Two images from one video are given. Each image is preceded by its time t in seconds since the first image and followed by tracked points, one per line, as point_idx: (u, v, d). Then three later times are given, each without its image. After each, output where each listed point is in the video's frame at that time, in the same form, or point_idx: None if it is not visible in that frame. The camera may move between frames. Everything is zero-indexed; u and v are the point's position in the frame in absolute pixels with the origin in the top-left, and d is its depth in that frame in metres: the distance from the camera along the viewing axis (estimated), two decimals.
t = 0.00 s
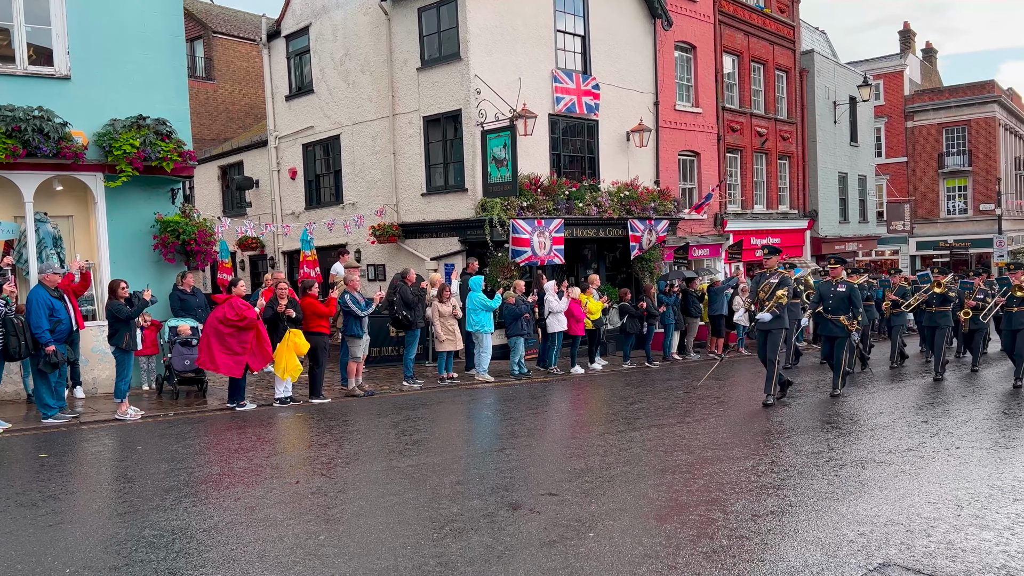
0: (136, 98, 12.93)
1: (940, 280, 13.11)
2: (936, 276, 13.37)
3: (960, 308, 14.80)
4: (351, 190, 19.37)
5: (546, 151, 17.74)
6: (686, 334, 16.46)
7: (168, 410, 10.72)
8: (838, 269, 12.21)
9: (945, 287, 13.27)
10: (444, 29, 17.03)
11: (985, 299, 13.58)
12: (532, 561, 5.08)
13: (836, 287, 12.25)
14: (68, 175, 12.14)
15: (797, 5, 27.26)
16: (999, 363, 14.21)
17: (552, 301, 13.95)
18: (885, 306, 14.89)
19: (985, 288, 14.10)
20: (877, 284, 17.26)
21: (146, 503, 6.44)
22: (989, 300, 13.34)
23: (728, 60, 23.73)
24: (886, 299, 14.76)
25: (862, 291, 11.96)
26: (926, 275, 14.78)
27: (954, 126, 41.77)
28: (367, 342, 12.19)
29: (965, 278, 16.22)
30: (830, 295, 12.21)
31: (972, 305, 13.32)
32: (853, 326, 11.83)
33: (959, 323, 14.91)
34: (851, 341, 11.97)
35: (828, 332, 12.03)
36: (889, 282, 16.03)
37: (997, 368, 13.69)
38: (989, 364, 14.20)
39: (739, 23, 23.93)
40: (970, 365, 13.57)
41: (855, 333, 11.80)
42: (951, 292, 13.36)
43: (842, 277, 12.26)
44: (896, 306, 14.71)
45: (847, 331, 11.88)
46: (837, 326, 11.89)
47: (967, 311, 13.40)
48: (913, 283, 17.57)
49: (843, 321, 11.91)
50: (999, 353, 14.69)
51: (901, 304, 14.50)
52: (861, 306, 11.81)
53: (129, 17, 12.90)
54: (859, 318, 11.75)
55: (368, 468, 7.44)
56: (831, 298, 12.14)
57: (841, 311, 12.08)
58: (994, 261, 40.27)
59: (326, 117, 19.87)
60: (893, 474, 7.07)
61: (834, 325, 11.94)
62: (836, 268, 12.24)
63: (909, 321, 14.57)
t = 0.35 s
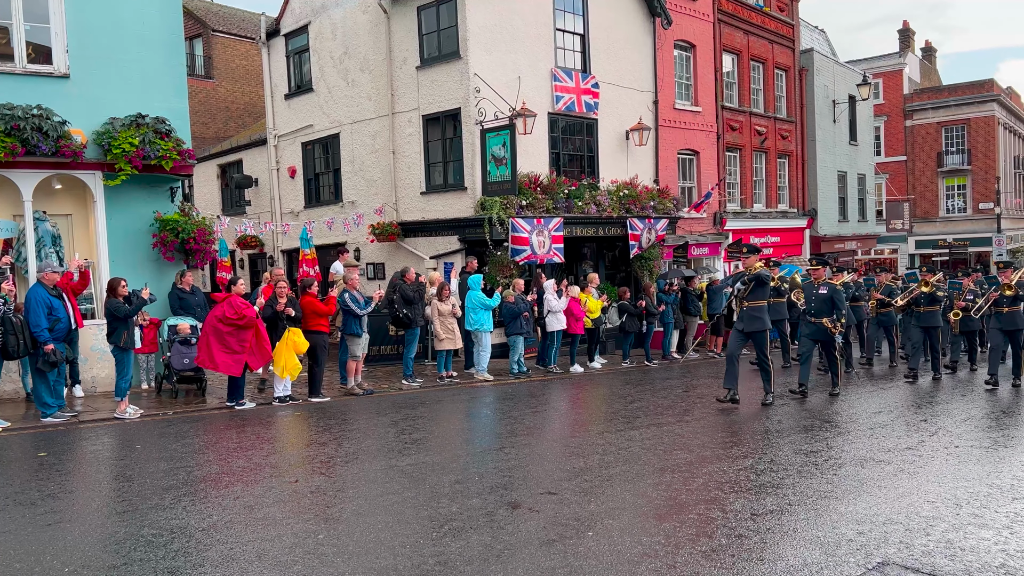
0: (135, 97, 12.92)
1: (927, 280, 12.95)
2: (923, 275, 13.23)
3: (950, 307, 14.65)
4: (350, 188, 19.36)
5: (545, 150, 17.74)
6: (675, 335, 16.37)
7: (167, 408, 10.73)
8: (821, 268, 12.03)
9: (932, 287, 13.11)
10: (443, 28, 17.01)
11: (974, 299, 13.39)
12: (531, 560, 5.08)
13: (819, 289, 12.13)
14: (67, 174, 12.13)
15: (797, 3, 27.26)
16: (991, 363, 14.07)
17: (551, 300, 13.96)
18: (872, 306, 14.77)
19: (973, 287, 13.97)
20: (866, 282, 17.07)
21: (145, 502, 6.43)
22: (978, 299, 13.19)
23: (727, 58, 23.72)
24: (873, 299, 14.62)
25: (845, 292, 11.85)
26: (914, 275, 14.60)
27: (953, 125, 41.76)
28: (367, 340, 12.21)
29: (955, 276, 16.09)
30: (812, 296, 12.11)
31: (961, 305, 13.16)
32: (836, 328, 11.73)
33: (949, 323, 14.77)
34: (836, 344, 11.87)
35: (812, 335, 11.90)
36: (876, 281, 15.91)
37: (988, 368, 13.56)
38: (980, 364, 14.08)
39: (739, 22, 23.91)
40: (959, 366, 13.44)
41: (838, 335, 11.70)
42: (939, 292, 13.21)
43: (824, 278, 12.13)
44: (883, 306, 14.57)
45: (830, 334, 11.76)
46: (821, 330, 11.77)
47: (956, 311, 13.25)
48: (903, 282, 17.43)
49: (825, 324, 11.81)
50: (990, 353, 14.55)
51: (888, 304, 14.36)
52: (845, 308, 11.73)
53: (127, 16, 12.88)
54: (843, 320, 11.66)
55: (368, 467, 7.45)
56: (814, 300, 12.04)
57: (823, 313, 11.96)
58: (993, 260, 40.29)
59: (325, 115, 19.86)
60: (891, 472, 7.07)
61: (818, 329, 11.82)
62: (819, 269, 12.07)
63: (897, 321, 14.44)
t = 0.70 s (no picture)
0: (135, 96, 12.92)
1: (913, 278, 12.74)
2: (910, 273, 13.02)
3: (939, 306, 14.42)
4: (351, 188, 19.36)
5: (546, 149, 17.74)
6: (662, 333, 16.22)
7: (167, 408, 10.73)
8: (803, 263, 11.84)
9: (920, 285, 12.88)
10: (444, 27, 17.00)
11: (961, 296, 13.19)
12: (532, 559, 5.08)
13: (800, 285, 11.97)
14: (68, 173, 12.13)
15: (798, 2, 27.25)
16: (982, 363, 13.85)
17: (551, 300, 13.91)
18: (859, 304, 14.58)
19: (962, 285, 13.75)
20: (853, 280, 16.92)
21: (145, 501, 6.43)
22: (966, 298, 12.97)
23: (728, 57, 23.69)
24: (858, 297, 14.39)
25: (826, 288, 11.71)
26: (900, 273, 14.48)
27: (954, 124, 41.71)
28: (367, 340, 12.20)
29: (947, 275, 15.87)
30: (794, 292, 11.94)
31: (949, 303, 12.94)
32: (817, 324, 11.55)
33: (938, 322, 14.55)
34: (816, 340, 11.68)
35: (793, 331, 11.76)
36: (864, 279, 15.72)
37: (979, 368, 13.35)
38: (971, 364, 13.87)
39: (740, 21, 23.89)
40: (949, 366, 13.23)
41: (820, 331, 11.47)
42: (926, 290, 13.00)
43: (806, 274, 12.02)
44: (870, 304, 14.36)
45: (812, 330, 11.55)
46: (801, 325, 11.66)
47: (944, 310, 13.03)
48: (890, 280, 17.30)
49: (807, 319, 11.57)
50: (981, 352, 14.32)
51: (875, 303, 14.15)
52: (826, 304, 11.56)
53: (127, 15, 12.87)
54: (824, 316, 11.47)
55: (368, 466, 7.45)
56: (796, 296, 11.87)
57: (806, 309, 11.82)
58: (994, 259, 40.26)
59: (325, 114, 19.86)
60: (891, 472, 7.06)
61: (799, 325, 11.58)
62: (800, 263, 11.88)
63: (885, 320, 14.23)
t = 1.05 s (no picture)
0: (138, 96, 12.93)
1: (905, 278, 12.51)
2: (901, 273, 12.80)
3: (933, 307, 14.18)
4: (354, 187, 19.37)
5: (548, 148, 17.74)
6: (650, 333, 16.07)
7: (170, 407, 10.74)
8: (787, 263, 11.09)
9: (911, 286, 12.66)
10: (447, 26, 17.00)
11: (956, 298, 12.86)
12: (534, 559, 5.08)
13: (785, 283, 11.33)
14: (70, 173, 12.15)
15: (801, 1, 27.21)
16: (977, 364, 13.58)
17: (553, 299, 13.90)
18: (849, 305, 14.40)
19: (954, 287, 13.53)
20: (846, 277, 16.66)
21: (149, 500, 6.44)
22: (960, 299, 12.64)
23: (731, 56, 23.67)
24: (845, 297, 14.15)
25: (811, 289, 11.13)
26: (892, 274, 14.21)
27: (957, 123, 41.61)
28: (369, 339, 12.16)
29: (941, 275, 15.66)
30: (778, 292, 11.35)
31: (942, 304, 12.69)
32: (803, 328, 11.08)
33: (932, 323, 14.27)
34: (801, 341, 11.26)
35: (777, 334, 11.25)
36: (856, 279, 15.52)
37: (972, 370, 13.15)
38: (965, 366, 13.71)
39: (743, 20, 23.87)
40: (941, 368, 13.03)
41: (806, 335, 11.04)
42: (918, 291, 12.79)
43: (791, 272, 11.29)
44: (860, 304, 14.15)
45: (797, 333, 11.10)
46: (786, 327, 11.15)
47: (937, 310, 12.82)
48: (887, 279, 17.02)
49: (791, 322, 11.10)
50: (977, 355, 14.05)
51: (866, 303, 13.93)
52: (812, 305, 11.05)
53: (130, 14, 12.88)
54: (810, 317, 10.98)
55: (371, 465, 7.45)
56: (779, 298, 11.28)
57: (791, 309, 11.24)
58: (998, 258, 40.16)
59: (328, 114, 19.87)
60: (895, 471, 7.04)
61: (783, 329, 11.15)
62: (784, 264, 11.13)
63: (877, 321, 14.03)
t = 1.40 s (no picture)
0: (144, 95, 12.97)
1: (898, 278, 12.18)
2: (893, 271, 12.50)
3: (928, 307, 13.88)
4: (359, 186, 19.39)
5: (554, 147, 17.73)
6: (645, 334, 15.85)
7: (176, 406, 10.78)
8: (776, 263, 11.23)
9: (904, 285, 12.37)
10: (452, 25, 17.00)
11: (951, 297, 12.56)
12: (539, 557, 5.09)
13: (770, 286, 11.45)
14: (77, 172, 12.19)
15: None
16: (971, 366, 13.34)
17: (559, 298, 13.88)
18: (842, 305, 14.10)
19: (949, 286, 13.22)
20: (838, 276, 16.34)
21: (155, 499, 6.46)
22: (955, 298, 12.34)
23: (737, 55, 23.62)
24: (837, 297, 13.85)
25: (797, 290, 11.23)
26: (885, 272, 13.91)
27: (964, 121, 41.38)
28: (375, 338, 12.21)
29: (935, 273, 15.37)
30: (764, 295, 11.45)
31: (937, 305, 12.36)
32: (790, 329, 11.08)
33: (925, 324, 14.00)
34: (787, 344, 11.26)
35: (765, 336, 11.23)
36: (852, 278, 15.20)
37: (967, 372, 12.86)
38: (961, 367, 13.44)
39: (749, 18, 23.81)
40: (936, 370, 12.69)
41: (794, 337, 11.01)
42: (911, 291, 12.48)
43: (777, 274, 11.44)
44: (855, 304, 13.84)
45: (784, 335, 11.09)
46: (773, 329, 11.11)
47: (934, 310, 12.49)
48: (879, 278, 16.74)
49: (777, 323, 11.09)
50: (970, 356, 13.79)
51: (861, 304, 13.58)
52: (799, 306, 11.11)
53: (136, 14, 12.91)
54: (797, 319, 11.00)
55: (377, 464, 7.46)
56: (765, 299, 11.36)
57: (778, 311, 11.27)
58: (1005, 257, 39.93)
59: (334, 113, 19.89)
60: (902, 471, 7.00)
61: (771, 330, 11.09)
62: (772, 264, 11.25)
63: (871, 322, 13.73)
